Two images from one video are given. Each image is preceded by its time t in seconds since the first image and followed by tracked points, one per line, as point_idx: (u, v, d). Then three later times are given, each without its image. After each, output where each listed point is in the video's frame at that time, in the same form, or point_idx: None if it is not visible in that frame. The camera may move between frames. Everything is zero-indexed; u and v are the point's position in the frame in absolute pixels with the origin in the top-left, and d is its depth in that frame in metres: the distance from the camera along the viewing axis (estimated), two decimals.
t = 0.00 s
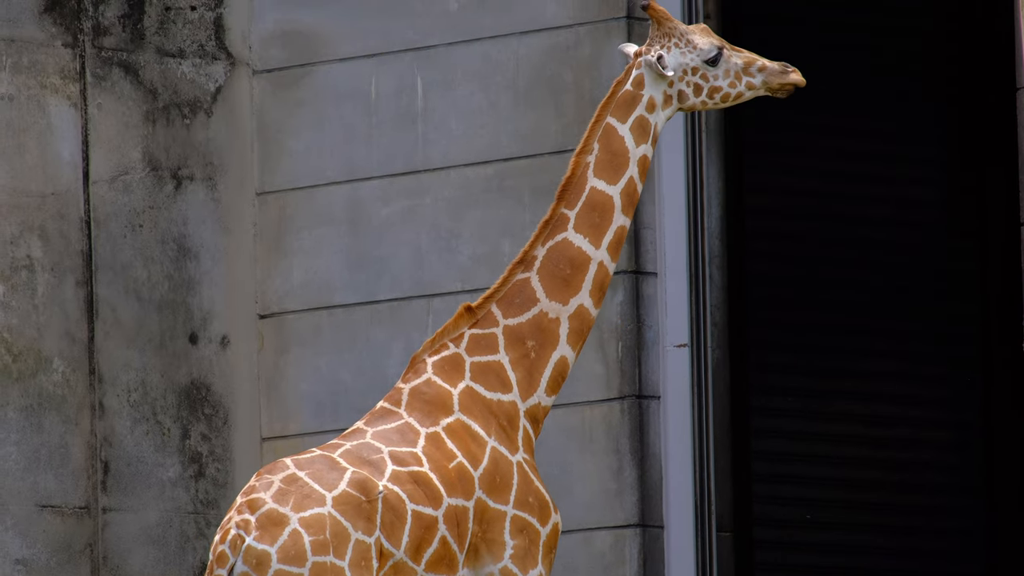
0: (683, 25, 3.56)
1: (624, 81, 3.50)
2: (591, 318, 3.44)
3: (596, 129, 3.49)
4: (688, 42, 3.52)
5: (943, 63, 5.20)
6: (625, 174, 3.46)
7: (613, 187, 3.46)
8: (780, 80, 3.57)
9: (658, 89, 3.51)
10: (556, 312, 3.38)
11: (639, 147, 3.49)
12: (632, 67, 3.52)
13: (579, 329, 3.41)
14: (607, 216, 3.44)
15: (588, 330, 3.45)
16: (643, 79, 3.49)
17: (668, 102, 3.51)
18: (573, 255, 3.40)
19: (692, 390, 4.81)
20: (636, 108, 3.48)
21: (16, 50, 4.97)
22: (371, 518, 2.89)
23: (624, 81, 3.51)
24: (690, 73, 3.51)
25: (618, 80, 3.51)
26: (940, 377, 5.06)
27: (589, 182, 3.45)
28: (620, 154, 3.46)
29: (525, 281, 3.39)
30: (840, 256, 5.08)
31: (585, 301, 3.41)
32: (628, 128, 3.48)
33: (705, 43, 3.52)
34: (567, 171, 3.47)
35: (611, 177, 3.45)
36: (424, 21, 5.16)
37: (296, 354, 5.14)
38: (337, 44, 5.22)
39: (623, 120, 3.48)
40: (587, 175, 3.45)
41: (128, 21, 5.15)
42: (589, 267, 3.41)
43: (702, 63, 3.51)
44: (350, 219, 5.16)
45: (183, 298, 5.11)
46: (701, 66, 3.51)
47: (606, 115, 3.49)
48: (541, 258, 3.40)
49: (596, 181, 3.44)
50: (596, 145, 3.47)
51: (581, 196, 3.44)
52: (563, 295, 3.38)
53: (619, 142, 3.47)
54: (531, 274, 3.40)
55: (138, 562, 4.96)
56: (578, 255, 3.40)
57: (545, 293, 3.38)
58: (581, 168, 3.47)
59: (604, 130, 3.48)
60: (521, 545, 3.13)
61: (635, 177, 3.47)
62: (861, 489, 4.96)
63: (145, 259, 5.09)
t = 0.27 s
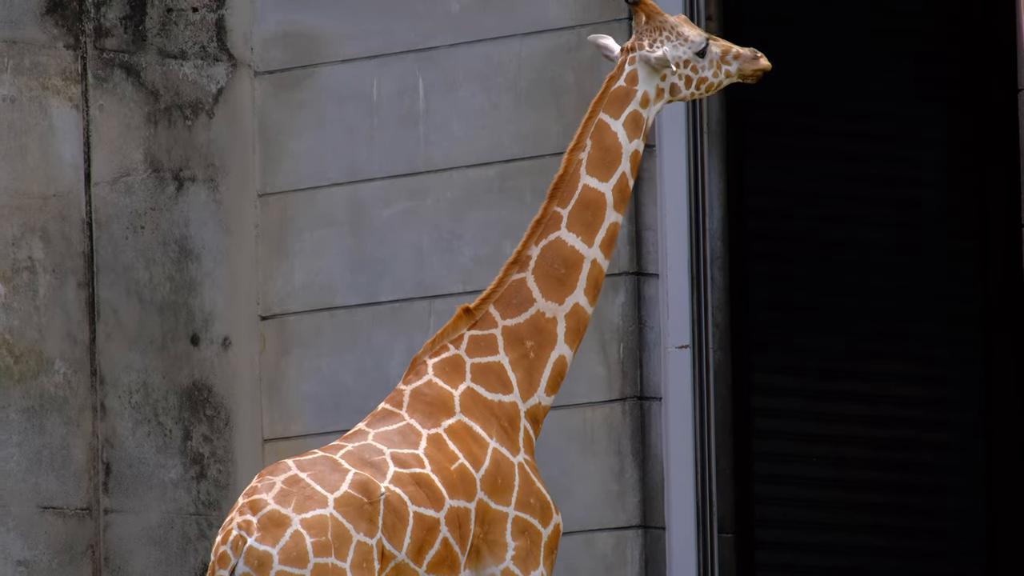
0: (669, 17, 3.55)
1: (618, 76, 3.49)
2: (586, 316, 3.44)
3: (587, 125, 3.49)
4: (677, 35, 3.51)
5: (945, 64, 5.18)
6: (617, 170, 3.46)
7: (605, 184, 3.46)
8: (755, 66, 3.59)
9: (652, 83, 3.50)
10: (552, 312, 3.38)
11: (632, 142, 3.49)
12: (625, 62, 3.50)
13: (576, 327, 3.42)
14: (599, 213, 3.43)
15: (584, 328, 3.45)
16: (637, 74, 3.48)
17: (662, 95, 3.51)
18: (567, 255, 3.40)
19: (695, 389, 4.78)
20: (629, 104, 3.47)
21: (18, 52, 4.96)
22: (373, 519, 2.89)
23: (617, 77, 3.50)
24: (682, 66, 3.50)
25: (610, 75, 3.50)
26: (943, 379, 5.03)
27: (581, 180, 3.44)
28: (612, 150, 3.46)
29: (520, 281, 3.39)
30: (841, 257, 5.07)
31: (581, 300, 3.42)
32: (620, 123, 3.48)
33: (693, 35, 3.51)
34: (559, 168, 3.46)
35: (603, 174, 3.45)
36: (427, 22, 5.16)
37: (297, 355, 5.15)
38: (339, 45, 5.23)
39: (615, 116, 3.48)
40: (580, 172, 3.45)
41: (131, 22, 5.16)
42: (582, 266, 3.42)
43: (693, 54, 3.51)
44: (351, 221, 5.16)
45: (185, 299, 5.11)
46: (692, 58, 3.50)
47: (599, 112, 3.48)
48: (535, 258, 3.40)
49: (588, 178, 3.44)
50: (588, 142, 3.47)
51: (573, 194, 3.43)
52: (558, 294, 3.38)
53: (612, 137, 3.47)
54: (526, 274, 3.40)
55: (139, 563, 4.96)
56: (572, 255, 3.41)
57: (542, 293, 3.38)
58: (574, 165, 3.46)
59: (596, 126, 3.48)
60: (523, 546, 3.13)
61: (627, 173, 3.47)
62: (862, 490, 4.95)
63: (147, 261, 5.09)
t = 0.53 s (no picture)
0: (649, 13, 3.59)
1: (608, 74, 3.53)
2: (579, 314, 3.45)
3: (578, 124, 3.50)
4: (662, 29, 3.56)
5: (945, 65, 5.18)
6: (607, 168, 3.47)
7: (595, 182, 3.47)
8: (725, 50, 3.65)
9: (641, 79, 3.53)
10: (547, 312, 3.39)
11: (622, 139, 3.51)
12: (615, 59, 3.53)
13: (571, 326, 3.42)
14: (590, 212, 3.44)
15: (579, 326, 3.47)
16: (627, 71, 3.51)
17: (651, 90, 3.55)
18: (559, 255, 3.41)
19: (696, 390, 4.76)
20: (620, 101, 3.50)
21: (19, 53, 4.96)
22: (373, 521, 2.89)
23: (608, 74, 3.53)
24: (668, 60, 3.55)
25: (600, 74, 3.53)
26: (944, 380, 5.03)
27: (572, 179, 3.45)
28: (603, 148, 3.47)
29: (515, 282, 3.40)
30: (842, 259, 5.06)
31: (575, 299, 3.42)
32: (611, 121, 3.49)
33: (676, 27, 3.57)
34: (550, 167, 3.47)
35: (594, 172, 3.46)
36: (427, 24, 5.17)
37: (297, 357, 5.16)
38: (340, 47, 5.23)
39: (606, 114, 3.49)
40: (571, 171, 3.46)
41: (131, 24, 5.15)
42: (575, 265, 3.42)
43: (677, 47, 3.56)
44: (352, 222, 5.17)
45: (185, 301, 5.11)
46: (677, 51, 3.55)
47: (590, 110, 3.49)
48: (528, 258, 3.41)
49: (579, 177, 3.45)
50: (579, 140, 3.48)
51: (564, 193, 3.44)
52: (553, 294, 3.39)
53: (603, 135, 3.48)
54: (520, 275, 3.40)
55: (140, 565, 4.95)
56: (564, 254, 3.41)
57: (536, 293, 3.39)
58: (564, 164, 3.47)
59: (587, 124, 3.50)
60: (523, 548, 3.13)
61: (617, 170, 3.49)
62: (862, 492, 4.94)
63: (148, 262, 5.09)
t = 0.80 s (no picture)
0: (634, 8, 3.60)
1: (599, 72, 3.53)
2: (572, 311, 3.46)
3: (569, 122, 3.51)
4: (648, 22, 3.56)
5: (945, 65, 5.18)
6: (597, 165, 3.48)
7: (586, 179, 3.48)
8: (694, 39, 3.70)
9: (631, 75, 3.55)
10: (541, 311, 3.39)
11: (612, 136, 3.53)
12: (605, 56, 3.54)
13: (565, 324, 3.43)
14: (580, 209, 3.45)
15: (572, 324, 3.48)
16: (618, 69, 3.53)
17: (639, 85, 3.57)
18: (550, 253, 3.42)
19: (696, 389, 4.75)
20: (611, 99, 3.51)
21: (19, 54, 4.94)
22: (371, 520, 2.89)
23: (599, 72, 3.53)
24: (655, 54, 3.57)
25: (591, 72, 3.53)
26: (944, 381, 5.02)
27: (563, 176, 3.46)
28: (593, 145, 3.48)
29: (508, 281, 3.40)
30: (842, 259, 5.06)
31: (567, 297, 3.44)
32: (602, 118, 3.51)
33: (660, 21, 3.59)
34: (541, 165, 3.47)
35: (584, 169, 3.47)
36: (427, 24, 5.17)
37: (297, 357, 5.17)
38: (340, 47, 5.23)
39: (597, 111, 3.50)
40: (562, 169, 3.46)
41: (131, 24, 5.15)
42: (565, 263, 3.43)
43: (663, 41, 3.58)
44: (352, 222, 5.17)
45: (185, 301, 5.11)
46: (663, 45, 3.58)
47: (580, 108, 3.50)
48: (520, 257, 3.41)
49: (570, 175, 3.46)
50: (570, 138, 3.49)
51: (555, 191, 3.44)
52: (545, 292, 3.40)
53: (593, 132, 3.49)
54: (513, 274, 3.41)
55: (140, 565, 4.95)
56: (555, 252, 3.42)
57: (529, 292, 3.39)
58: (555, 162, 3.47)
59: (578, 121, 3.51)
60: (522, 547, 3.13)
61: (607, 167, 3.50)
62: (862, 492, 4.94)
63: (148, 263, 5.09)
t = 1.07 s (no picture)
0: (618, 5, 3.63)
1: (589, 70, 3.54)
2: (564, 309, 3.48)
3: (559, 120, 3.54)
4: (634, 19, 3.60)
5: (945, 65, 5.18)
6: (587, 164, 3.51)
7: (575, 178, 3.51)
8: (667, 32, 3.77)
9: (620, 73, 3.57)
10: (535, 309, 3.41)
11: (601, 134, 3.56)
12: (594, 54, 3.55)
13: (558, 322, 3.46)
14: (570, 207, 3.48)
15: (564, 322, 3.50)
16: (609, 66, 3.55)
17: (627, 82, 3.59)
18: (542, 251, 3.44)
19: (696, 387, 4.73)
20: (601, 98, 3.54)
21: (19, 54, 4.94)
22: (370, 520, 2.89)
23: (588, 70, 3.55)
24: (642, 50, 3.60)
25: (581, 70, 3.55)
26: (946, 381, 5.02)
27: (554, 174, 3.48)
28: (583, 143, 3.51)
29: (502, 280, 3.41)
30: (842, 259, 5.06)
31: (559, 295, 3.45)
32: (592, 116, 3.54)
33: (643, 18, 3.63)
34: (532, 163, 3.49)
35: (575, 167, 3.50)
36: (427, 24, 5.17)
37: (298, 357, 5.18)
38: (341, 47, 5.24)
39: (587, 109, 3.53)
40: (552, 167, 3.49)
41: (131, 24, 5.15)
42: (556, 261, 3.44)
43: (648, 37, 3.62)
44: (352, 222, 5.17)
45: (186, 301, 5.12)
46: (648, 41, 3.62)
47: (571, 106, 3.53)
48: (513, 256, 3.43)
49: (561, 173, 3.48)
50: (561, 136, 3.52)
51: (546, 189, 3.47)
52: (537, 291, 3.41)
53: (583, 130, 3.52)
54: (506, 273, 3.42)
55: (140, 565, 4.95)
56: (546, 251, 3.44)
57: (522, 291, 3.40)
58: (546, 160, 3.50)
59: (568, 120, 3.53)
60: (521, 548, 3.13)
61: (596, 165, 3.53)
62: (861, 492, 4.94)
63: (148, 263, 5.09)
